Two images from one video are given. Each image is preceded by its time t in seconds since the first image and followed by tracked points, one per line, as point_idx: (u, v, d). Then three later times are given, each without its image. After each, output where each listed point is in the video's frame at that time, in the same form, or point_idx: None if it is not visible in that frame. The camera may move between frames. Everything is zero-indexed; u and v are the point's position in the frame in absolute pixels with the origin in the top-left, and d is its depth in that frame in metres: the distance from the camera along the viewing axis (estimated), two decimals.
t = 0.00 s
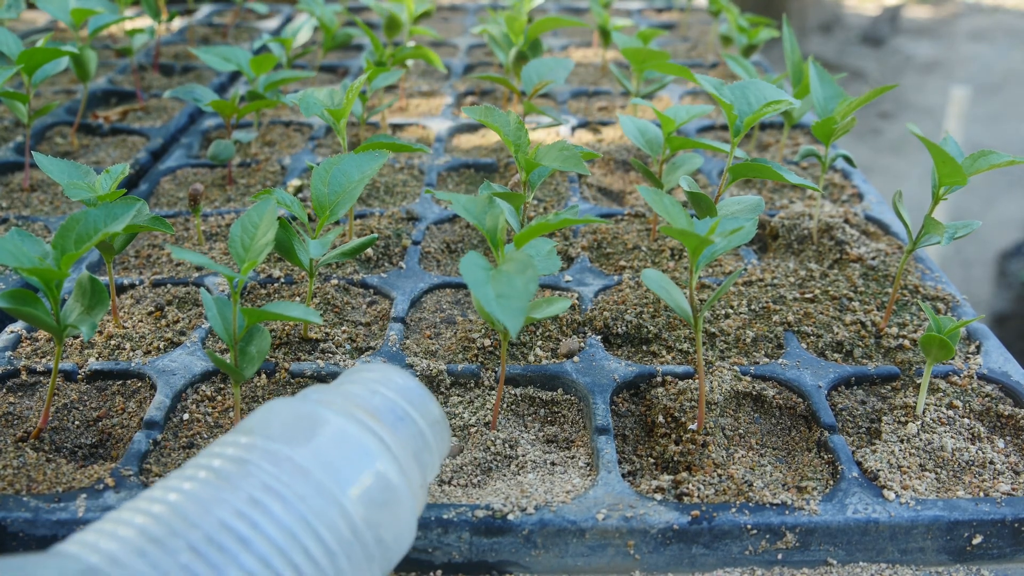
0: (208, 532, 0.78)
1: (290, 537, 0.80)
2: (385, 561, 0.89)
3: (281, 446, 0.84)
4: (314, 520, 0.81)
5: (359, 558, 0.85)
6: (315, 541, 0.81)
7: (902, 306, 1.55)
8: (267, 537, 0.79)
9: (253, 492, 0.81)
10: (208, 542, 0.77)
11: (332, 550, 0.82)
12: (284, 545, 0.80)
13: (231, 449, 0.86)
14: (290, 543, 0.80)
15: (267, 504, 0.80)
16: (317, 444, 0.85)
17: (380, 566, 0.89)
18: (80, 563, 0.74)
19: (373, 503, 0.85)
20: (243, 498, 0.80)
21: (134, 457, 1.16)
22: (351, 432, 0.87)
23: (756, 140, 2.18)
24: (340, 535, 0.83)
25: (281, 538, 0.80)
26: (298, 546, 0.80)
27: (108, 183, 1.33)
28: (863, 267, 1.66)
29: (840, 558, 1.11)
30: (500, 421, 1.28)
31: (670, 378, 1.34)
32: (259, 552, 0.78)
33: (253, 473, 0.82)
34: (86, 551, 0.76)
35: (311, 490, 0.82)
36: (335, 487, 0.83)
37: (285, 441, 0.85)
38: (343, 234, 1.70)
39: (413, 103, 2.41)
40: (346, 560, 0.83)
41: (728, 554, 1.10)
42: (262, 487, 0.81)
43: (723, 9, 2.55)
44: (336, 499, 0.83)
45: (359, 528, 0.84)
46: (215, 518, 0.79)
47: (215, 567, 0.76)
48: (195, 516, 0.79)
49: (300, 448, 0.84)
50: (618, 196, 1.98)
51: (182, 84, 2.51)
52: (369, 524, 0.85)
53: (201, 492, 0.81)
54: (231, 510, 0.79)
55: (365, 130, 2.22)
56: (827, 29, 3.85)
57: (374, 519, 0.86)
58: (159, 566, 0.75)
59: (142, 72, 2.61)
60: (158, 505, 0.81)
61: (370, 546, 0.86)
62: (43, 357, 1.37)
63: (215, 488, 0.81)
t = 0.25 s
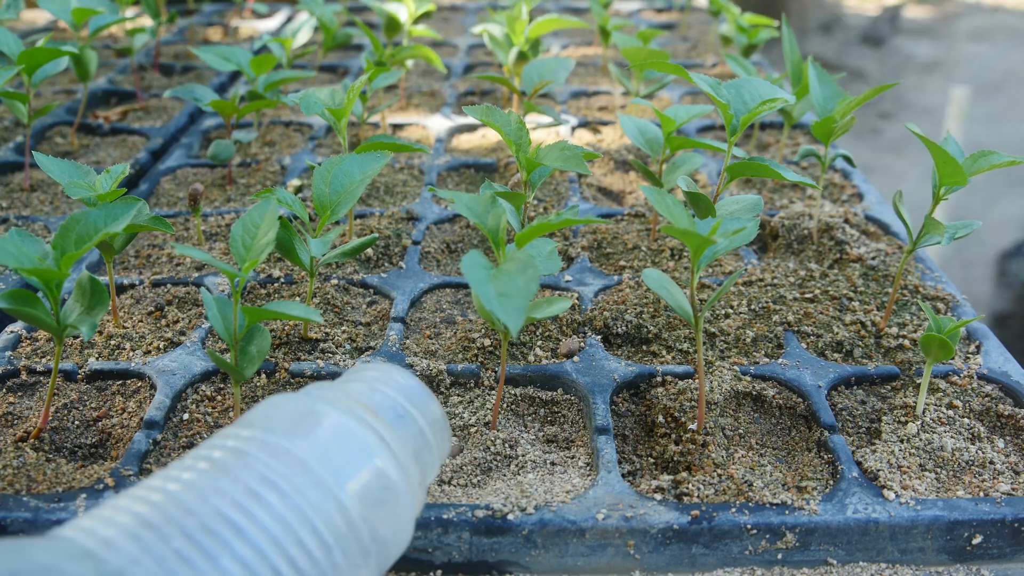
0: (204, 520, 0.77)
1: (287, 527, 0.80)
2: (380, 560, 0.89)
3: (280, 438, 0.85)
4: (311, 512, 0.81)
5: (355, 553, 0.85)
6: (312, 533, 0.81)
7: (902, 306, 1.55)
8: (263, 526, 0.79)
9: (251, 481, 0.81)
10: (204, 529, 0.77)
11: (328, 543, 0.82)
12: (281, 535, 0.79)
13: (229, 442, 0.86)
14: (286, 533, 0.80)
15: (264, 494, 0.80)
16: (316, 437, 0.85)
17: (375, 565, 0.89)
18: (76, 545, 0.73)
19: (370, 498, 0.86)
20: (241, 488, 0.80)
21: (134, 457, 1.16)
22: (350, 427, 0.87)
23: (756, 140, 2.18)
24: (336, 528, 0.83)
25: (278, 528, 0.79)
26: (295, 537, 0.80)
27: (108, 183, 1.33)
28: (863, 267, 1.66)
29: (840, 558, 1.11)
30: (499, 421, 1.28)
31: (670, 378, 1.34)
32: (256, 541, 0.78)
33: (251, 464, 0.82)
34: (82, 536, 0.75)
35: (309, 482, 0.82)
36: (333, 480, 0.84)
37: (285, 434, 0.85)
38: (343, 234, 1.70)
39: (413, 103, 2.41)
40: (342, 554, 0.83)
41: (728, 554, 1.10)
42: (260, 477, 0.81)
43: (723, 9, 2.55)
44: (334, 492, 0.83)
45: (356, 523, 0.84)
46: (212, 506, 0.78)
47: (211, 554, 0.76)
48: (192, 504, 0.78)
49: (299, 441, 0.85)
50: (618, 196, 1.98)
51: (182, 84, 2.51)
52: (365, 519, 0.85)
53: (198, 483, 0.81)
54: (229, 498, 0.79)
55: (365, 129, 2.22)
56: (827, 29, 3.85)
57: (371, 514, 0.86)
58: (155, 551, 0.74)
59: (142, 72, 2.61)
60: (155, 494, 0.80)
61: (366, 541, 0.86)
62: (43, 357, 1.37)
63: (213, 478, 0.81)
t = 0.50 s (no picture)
0: (204, 518, 0.78)
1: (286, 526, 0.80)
2: (381, 558, 0.89)
3: (280, 437, 0.85)
4: (311, 511, 0.82)
5: (356, 552, 0.85)
6: (311, 532, 0.81)
7: (902, 306, 1.55)
8: (263, 525, 0.79)
9: (251, 480, 0.81)
10: (204, 527, 0.77)
11: (328, 542, 0.82)
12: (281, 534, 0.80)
13: (230, 441, 0.86)
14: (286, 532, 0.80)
15: (264, 492, 0.80)
16: (316, 437, 0.85)
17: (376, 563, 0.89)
18: (77, 542, 0.73)
19: (371, 497, 0.86)
20: (241, 486, 0.80)
21: (134, 458, 1.16)
22: (351, 426, 0.87)
23: (756, 140, 2.18)
24: (336, 527, 0.83)
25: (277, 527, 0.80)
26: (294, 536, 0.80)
27: (109, 183, 1.33)
28: (863, 267, 1.66)
29: (840, 558, 1.11)
30: (499, 421, 1.28)
31: (670, 378, 1.34)
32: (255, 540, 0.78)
33: (251, 462, 0.82)
34: (83, 533, 0.76)
35: (309, 481, 0.82)
36: (333, 479, 0.84)
37: (285, 433, 0.85)
38: (343, 234, 1.70)
39: (413, 103, 2.41)
40: (342, 553, 0.83)
41: (728, 554, 1.10)
42: (260, 476, 0.81)
43: (723, 9, 2.55)
44: (334, 491, 0.83)
45: (356, 522, 0.84)
46: (213, 505, 0.79)
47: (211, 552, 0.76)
48: (193, 502, 0.79)
49: (299, 440, 0.85)
50: (618, 196, 1.98)
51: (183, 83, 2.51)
52: (366, 518, 0.86)
53: (199, 481, 0.81)
54: (228, 497, 0.79)
55: (365, 129, 2.22)
56: (828, 29, 3.85)
57: (371, 513, 0.86)
58: (155, 549, 0.75)
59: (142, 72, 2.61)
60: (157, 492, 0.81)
61: (366, 540, 0.86)
62: (43, 357, 1.37)
63: (214, 476, 0.81)
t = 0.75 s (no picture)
0: (209, 506, 0.78)
1: (291, 515, 0.80)
2: (384, 554, 0.89)
3: (285, 429, 0.85)
4: (316, 501, 0.81)
5: (361, 545, 0.85)
6: (316, 522, 0.81)
7: (902, 306, 1.55)
8: (268, 514, 0.79)
9: (256, 470, 0.81)
10: (210, 514, 0.77)
11: (333, 533, 0.82)
12: (286, 523, 0.79)
13: (236, 434, 0.86)
14: (291, 521, 0.80)
15: (269, 482, 0.80)
16: (321, 429, 0.86)
17: (380, 559, 0.88)
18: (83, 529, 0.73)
19: (375, 490, 0.86)
20: (246, 476, 0.80)
21: (134, 457, 1.16)
22: (355, 419, 0.88)
23: (756, 140, 2.18)
24: (341, 518, 0.83)
25: (282, 516, 0.79)
26: (299, 526, 0.80)
27: (109, 183, 1.33)
28: (863, 267, 1.66)
29: (840, 558, 1.11)
30: (499, 421, 1.28)
31: (670, 378, 1.34)
32: (260, 529, 0.78)
33: (256, 453, 0.82)
34: (87, 521, 0.75)
35: (314, 472, 0.82)
36: (338, 470, 0.84)
37: (290, 426, 0.86)
38: (343, 234, 1.70)
39: (412, 103, 2.41)
40: (347, 544, 0.83)
41: (728, 554, 1.10)
42: (264, 466, 0.81)
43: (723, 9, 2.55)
44: (339, 482, 0.83)
45: (361, 514, 0.84)
46: (218, 493, 0.79)
47: (216, 539, 0.76)
48: (198, 491, 0.79)
49: (304, 432, 0.85)
50: (618, 196, 1.98)
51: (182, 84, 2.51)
52: (371, 511, 0.85)
53: (204, 472, 0.81)
54: (233, 485, 0.79)
55: (365, 129, 2.22)
56: (828, 29, 3.85)
57: (375, 506, 0.86)
58: (160, 535, 0.74)
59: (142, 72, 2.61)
60: (162, 484, 0.81)
61: (371, 533, 0.86)
62: (43, 357, 1.37)
63: (219, 467, 0.82)
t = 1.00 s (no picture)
0: (210, 495, 0.78)
1: (293, 505, 0.80)
2: (385, 549, 0.88)
3: (286, 422, 0.86)
4: (317, 492, 0.82)
5: (362, 538, 0.85)
6: (317, 513, 0.81)
7: (902, 306, 1.55)
8: (270, 503, 0.79)
9: (257, 460, 0.81)
10: (211, 502, 0.77)
11: (334, 524, 0.82)
12: (288, 513, 0.79)
13: (237, 428, 0.87)
14: (292, 511, 0.80)
15: (270, 472, 0.81)
16: (322, 423, 0.86)
17: (381, 555, 0.88)
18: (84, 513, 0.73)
19: (376, 483, 0.86)
20: (248, 466, 0.81)
21: (134, 458, 1.16)
22: (356, 413, 0.88)
23: (756, 140, 2.18)
24: (342, 510, 0.83)
25: (284, 506, 0.79)
26: (300, 516, 0.80)
27: (110, 183, 1.33)
28: (863, 267, 1.66)
29: (840, 557, 1.11)
30: (499, 421, 1.28)
31: (670, 378, 1.34)
32: (262, 518, 0.78)
33: (257, 444, 0.83)
34: (88, 508, 0.75)
35: (315, 463, 0.83)
36: (339, 462, 0.84)
37: (291, 419, 0.86)
38: (343, 234, 1.70)
39: (412, 103, 2.41)
40: (348, 536, 0.83)
41: (728, 554, 1.10)
42: (266, 457, 0.82)
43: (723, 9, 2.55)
44: (340, 475, 0.84)
45: (362, 507, 0.84)
46: (220, 482, 0.79)
47: (218, 526, 0.76)
48: (199, 481, 0.79)
49: (305, 424, 0.86)
50: (618, 196, 1.98)
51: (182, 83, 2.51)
52: (372, 504, 0.85)
53: (205, 463, 0.81)
54: (235, 475, 0.80)
55: (365, 129, 2.22)
56: (828, 29, 3.85)
57: (376, 500, 0.86)
58: (162, 521, 0.74)
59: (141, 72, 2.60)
60: (163, 475, 0.81)
61: (372, 526, 0.85)
62: (43, 357, 1.37)
63: (220, 458, 0.82)
